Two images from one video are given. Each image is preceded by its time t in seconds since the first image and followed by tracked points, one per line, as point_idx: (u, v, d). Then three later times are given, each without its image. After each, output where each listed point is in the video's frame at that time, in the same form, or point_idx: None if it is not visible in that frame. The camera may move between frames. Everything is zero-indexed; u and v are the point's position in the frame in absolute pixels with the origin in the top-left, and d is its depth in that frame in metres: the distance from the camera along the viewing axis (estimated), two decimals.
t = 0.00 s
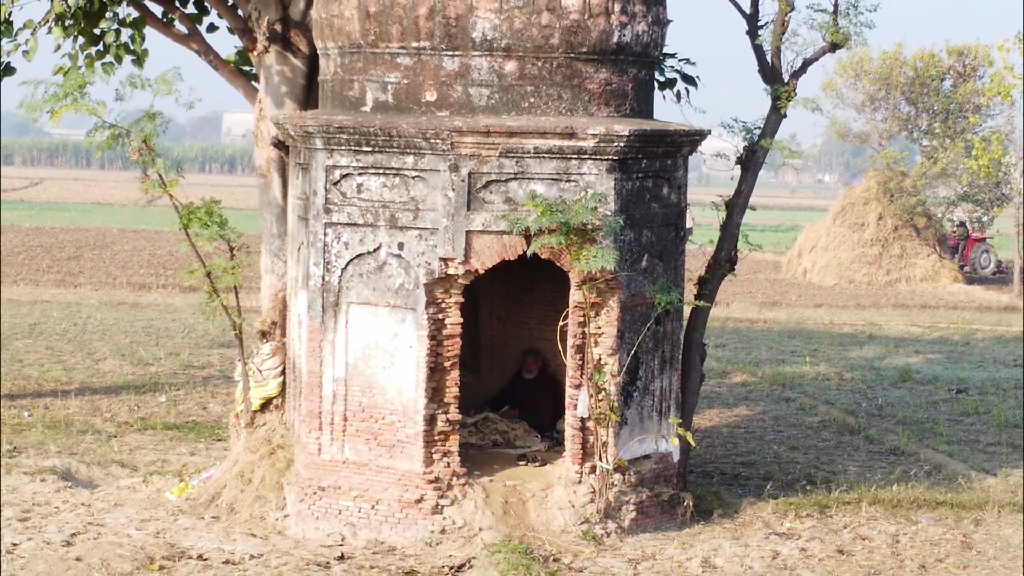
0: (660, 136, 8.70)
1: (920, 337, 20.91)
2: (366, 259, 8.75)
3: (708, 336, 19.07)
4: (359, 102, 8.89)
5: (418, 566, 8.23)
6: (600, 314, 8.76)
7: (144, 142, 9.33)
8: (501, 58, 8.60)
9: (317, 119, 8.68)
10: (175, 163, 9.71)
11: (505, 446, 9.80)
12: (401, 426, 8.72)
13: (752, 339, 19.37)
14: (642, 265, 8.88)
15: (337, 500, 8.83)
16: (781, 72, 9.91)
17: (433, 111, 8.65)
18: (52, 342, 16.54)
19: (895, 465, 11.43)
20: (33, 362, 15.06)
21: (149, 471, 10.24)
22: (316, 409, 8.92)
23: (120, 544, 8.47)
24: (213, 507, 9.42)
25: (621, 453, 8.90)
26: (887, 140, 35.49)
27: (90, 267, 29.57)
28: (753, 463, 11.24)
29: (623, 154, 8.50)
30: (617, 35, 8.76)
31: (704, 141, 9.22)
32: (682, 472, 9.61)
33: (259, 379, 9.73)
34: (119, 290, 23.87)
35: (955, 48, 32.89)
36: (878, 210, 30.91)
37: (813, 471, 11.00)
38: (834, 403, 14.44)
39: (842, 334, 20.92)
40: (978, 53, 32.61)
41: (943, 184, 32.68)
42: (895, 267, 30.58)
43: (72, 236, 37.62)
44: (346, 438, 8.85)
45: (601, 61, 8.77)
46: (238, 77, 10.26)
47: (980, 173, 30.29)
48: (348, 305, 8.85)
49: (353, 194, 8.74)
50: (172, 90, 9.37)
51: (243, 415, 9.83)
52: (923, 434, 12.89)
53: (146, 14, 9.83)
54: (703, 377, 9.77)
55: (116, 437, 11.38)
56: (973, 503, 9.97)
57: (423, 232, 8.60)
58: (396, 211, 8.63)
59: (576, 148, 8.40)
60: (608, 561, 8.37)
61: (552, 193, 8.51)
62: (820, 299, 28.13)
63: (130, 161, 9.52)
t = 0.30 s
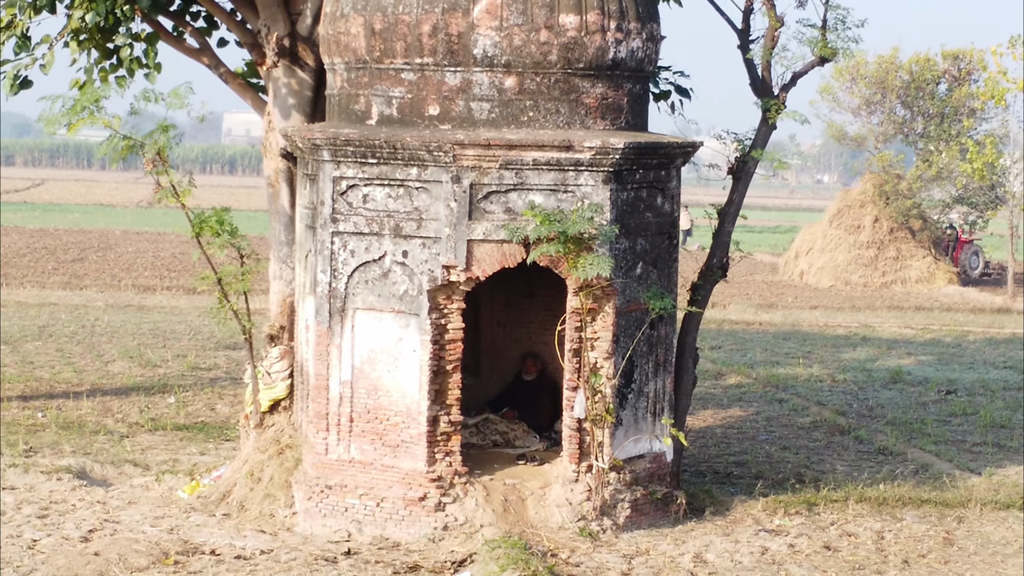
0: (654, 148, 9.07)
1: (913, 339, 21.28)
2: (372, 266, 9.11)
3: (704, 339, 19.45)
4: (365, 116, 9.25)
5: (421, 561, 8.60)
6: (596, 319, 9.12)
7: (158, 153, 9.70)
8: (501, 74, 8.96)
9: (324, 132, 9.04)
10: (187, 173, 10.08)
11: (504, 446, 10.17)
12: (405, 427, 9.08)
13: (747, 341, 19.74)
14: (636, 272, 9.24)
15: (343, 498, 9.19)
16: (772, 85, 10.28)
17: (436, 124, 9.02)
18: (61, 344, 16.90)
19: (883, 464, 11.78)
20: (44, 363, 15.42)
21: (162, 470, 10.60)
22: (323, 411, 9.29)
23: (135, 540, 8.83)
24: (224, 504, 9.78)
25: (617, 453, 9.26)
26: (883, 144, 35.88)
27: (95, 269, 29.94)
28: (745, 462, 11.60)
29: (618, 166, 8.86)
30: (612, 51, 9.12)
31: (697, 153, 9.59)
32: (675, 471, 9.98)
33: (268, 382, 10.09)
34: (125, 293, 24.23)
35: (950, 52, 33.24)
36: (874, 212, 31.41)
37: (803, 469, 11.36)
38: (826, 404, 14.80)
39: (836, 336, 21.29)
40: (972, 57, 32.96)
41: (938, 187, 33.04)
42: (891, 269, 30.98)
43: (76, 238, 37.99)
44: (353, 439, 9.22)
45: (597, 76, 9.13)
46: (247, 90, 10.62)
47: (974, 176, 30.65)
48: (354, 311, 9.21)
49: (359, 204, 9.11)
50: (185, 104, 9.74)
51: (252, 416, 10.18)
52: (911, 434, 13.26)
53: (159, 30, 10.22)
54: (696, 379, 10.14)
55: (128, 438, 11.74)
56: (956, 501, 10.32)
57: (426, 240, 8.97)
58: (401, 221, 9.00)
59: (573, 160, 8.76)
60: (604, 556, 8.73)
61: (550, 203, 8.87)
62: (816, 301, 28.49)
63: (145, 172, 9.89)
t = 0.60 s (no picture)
0: (648, 161, 9.44)
1: (906, 341, 21.64)
2: (377, 274, 9.48)
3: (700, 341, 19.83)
4: (371, 129, 9.63)
5: (425, 557, 8.97)
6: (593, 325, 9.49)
7: (171, 165, 10.08)
8: (501, 89, 9.33)
9: (331, 145, 9.41)
10: (199, 185, 10.45)
11: (505, 447, 10.55)
12: (409, 429, 9.46)
13: (743, 344, 20.10)
14: (631, 279, 9.61)
15: (350, 497, 9.56)
16: (762, 99, 10.65)
17: (439, 138, 9.39)
18: (71, 347, 17.28)
19: (871, 464, 12.16)
20: (55, 366, 15.80)
21: (174, 470, 10.98)
22: (331, 413, 9.66)
23: (150, 537, 9.21)
24: (234, 503, 10.15)
25: (613, 454, 9.63)
26: (879, 147, 36.27)
27: (100, 271, 30.32)
28: (737, 462, 11.98)
29: (614, 178, 9.23)
30: (608, 67, 9.49)
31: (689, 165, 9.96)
32: (669, 471, 10.36)
33: (276, 385, 10.48)
34: (130, 296, 24.59)
35: (945, 57, 33.40)
36: (869, 216, 31.80)
37: (794, 469, 11.74)
38: (818, 406, 15.17)
39: (830, 338, 21.65)
40: (967, 62, 33.23)
41: (933, 190, 33.40)
42: (886, 272, 31.34)
43: (80, 240, 38.35)
44: (359, 440, 9.59)
45: (594, 91, 9.51)
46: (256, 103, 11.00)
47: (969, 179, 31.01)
48: (360, 317, 9.58)
49: (365, 214, 9.49)
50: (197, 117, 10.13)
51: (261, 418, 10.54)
52: (900, 435, 13.64)
53: (172, 46, 10.61)
54: (689, 382, 10.51)
55: (139, 439, 12.11)
56: (940, 500, 10.69)
57: (429, 249, 9.34)
58: (405, 231, 9.37)
59: (570, 172, 9.13)
60: (600, 552, 9.10)
61: (548, 214, 9.24)
62: (811, 303, 28.87)
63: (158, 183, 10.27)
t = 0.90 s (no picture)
0: (644, 173, 9.82)
1: (899, 344, 22.03)
2: (382, 282, 9.86)
3: (697, 345, 20.22)
4: (377, 143, 10.02)
5: (428, 554, 9.35)
6: (590, 331, 9.87)
7: (184, 177, 10.46)
8: (502, 105, 9.71)
9: (338, 158, 9.79)
10: (210, 196, 10.83)
11: (505, 449, 10.93)
12: (413, 431, 9.84)
13: (738, 347, 20.49)
14: (627, 287, 9.99)
15: (356, 497, 9.94)
16: (754, 112, 11.03)
17: (442, 152, 9.78)
18: (81, 351, 17.66)
19: (860, 464, 12.54)
20: (66, 369, 16.18)
21: (185, 471, 11.37)
22: (338, 416, 10.04)
23: (165, 535, 9.60)
24: (244, 502, 10.53)
25: (609, 455, 10.01)
26: (875, 151, 36.70)
27: (105, 275, 30.70)
28: (731, 463, 12.36)
29: (610, 190, 9.61)
30: (604, 84, 9.86)
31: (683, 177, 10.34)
32: (663, 472, 10.74)
33: (285, 389, 10.91)
34: (135, 299, 24.99)
35: (940, 62, 33.95)
36: (865, 219, 32.13)
37: (785, 470, 12.12)
38: (810, 409, 15.56)
39: (824, 341, 22.04)
40: (962, 67, 33.63)
41: (929, 194, 33.77)
42: (882, 274, 31.72)
43: (84, 243, 38.73)
44: (365, 442, 9.97)
45: (591, 107, 9.89)
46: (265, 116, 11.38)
47: (963, 183, 31.40)
48: (366, 324, 9.95)
49: (371, 225, 9.87)
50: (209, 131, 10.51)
51: (270, 421, 10.94)
52: (890, 437, 14.03)
53: (183, 62, 10.98)
54: (683, 386, 10.89)
55: (151, 440, 12.50)
56: (926, 499, 11.07)
57: (433, 259, 9.72)
58: (409, 240, 9.75)
59: (568, 185, 9.51)
60: (596, 550, 9.49)
61: (547, 224, 9.62)
62: (807, 306, 29.25)
63: (171, 194, 10.66)
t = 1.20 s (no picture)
0: (639, 185, 10.19)
1: (892, 347, 22.41)
2: (388, 290, 10.24)
3: (693, 348, 20.61)
4: (382, 156, 10.40)
5: (432, 552, 9.74)
6: (587, 337, 10.25)
7: (196, 189, 10.87)
8: (503, 120, 10.08)
9: (345, 171, 10.17)
10: (221, 206, 11.22)
11: (505, 450, 11.32)
12: (417, 433, 10.22)
13: (734, 350, 20.88)
14: (623, 295, 10.37)
15: (362, 496, 10.32)
16: (746, 125, 11.41)
17: (445, 165, 10.16)
18: (90, 354, 18.04)
19: (850, 465, 12.92)
20: (76, 372, 16.56)
21: (196, 472, 11.76)
22: (344, 419, 10.42)
23: (179, 534, 9.99)
24: (254, 502, 10.92)
25: (606, 457, 10.38)
26: (871, 155, 37.10)
27: (109, 278, 31.06)
28: (725, 465, 12.74)
29: (606, 202, 9.98)
30: (601, 99, 10.24)
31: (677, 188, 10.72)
32: (658, 473, 11.12)
33: (293, 393, 11.28)
34: (140, 303, 25.36)
35: (936, 67, 34.38)
36: (861, 222, 32.44)
37: (777, 471, 12.51)
38: (803, 411, 15.95)
39: (819, 344, 22.42)
40: (957, 72, 34.03)
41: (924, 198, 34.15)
42: (878, 277, 32.10)
43: (89, 246, 39.11)
44: (370, 444, 10.34)
45: (589, 121, 10.26)
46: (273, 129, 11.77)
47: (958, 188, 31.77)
48: (372, 330, 10.33)
49: (376, 235, 10.25)
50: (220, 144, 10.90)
51: (279, 423, 11.39)
52: (880, 438, 14.41)
53: (195, 77, 11.36)
54: (678, 391, 11.27)
55: (162, 442, 12.89)
56: (912, 499, 11.45)
57: (436, 267, 10.09)
58: (413, 250, 10.13)
59: (566, 197, 9.88)
60: (594, 548, 9.86)
61: (546, 235, 9.99)
62: (803, 308, 29.63)
63: (184, 205, 11.06)
